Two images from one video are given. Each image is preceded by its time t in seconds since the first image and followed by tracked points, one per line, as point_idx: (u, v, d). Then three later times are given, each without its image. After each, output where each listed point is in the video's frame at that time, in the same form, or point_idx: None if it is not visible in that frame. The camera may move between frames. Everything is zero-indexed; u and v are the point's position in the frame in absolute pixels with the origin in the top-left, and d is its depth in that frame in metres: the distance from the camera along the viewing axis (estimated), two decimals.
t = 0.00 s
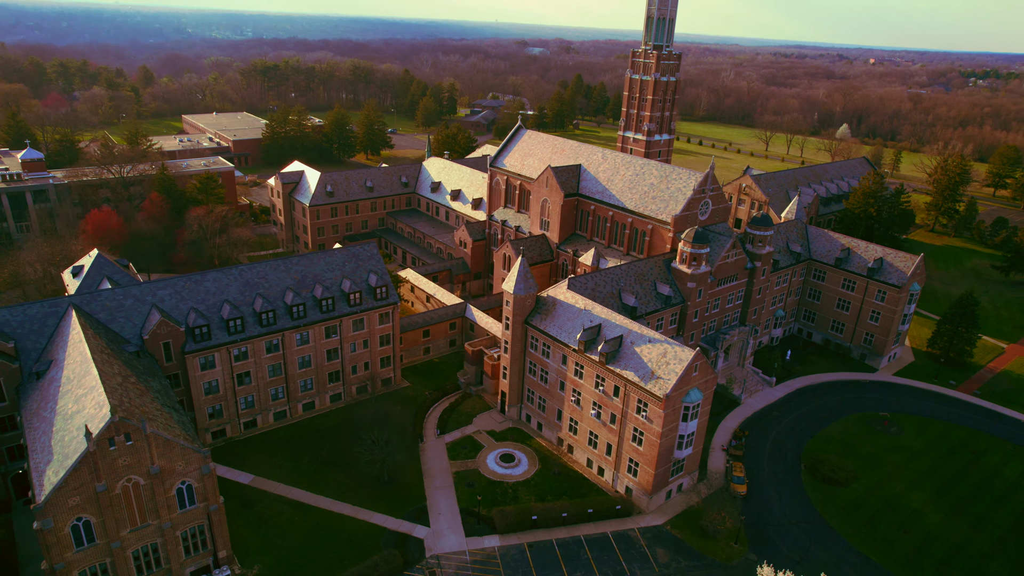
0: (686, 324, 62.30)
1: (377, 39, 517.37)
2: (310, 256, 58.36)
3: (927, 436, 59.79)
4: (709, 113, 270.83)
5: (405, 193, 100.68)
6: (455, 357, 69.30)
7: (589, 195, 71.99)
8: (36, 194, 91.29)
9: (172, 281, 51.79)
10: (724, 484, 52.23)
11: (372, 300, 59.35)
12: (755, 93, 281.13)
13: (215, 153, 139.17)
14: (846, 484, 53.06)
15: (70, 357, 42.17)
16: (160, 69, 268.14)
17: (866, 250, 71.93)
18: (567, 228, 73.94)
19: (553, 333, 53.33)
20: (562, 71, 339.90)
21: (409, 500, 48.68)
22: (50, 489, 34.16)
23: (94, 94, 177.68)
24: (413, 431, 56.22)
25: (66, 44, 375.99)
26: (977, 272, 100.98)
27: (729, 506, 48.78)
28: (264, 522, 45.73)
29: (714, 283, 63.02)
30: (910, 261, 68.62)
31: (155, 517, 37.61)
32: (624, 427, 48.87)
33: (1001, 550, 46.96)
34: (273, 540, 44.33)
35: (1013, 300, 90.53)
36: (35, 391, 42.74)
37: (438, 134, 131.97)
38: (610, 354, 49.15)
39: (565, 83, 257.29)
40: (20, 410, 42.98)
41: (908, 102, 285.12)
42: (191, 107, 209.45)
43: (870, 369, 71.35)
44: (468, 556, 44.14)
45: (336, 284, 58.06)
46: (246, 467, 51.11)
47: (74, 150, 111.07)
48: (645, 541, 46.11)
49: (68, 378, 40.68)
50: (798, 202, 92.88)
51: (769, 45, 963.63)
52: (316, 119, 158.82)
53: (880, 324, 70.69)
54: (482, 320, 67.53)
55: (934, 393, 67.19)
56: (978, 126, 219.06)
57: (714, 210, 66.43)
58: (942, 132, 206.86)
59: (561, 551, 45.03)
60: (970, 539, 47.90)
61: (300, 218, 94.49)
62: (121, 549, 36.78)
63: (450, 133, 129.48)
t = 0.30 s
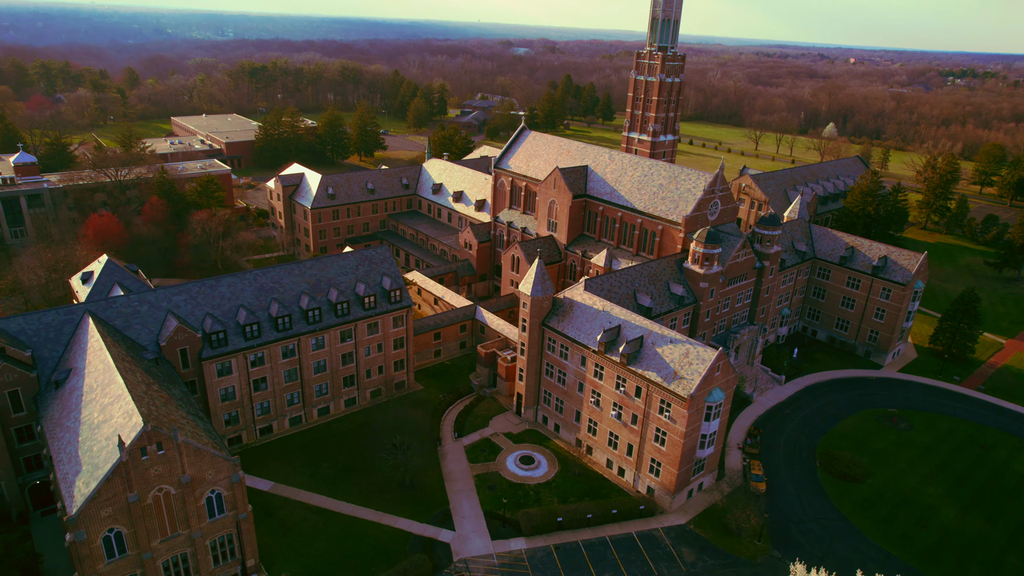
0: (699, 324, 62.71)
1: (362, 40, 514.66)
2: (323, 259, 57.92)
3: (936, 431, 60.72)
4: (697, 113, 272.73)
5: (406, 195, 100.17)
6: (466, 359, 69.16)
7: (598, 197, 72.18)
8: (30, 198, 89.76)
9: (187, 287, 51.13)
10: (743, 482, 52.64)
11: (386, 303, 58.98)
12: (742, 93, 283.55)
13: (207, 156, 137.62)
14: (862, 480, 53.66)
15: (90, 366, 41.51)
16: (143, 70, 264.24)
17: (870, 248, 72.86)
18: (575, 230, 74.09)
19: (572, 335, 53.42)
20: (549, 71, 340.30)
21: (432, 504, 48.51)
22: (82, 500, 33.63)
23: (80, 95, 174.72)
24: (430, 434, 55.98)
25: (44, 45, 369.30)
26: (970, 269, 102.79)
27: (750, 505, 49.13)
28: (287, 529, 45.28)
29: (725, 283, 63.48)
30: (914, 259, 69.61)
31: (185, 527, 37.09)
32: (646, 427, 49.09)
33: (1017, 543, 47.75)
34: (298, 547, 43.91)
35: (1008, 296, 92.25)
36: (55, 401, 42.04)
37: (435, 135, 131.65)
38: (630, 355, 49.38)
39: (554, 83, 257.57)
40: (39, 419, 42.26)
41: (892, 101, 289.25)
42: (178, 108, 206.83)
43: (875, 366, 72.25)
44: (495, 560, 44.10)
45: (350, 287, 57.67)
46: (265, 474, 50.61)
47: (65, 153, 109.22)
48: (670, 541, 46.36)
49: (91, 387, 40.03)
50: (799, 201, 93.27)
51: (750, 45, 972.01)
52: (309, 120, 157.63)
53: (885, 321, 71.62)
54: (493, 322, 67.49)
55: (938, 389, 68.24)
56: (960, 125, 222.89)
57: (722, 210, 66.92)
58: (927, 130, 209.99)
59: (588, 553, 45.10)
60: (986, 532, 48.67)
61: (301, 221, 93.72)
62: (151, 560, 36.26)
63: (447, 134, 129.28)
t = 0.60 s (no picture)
0: (709, 323, 63.17)
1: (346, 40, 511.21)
2: (336, 263, 57.47)
3: (943, 427, 61.66)
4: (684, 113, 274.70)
5: (406, 197, 99.68)
6: (477, 362, 69.04)
7: (605, 198, 72.40)
8: (24, 202, 88.11)
9: (201, 292, 50.47)
10: (760, 480, 53.10)
11: (400, 307, 58.67)
12: (728, 93, 286.15)
13: (199, 158, 135.97)
14: (876, 477, 54.34)
15: (111, 375, 40.82)
16: (126, 71, 260.31)
17: (873, 247, 73.85)
18: (582, 231, 74.30)
19: (589, 336, 53.55)
20: (536, 71, 340.84)
21: (454, 509, 48.35)
22: (114, 513, 33.09)
23: (64, 97, 171.70)
24: (447, 438, 55.78)
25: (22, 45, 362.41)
26: (963, 267, 104.68)
27: (770, 502, 49.56)
28: (311, 537, 44.86)
29: (735, 283, 64.02)
30: (917, 257, 70.64)
31: (215, 537, 36.59)
32: (666, 428, 49.37)
33: None
34: (323, 555, 43.54)
35: (1001, 292, 94.04)
36: (74, 411, 41.28)
37: (430, 137, 131.33)
38: (650, 356, 49.64)
39: (543, 83, 257.82)
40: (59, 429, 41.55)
41: (874, 100, 293.48)
42: (164, 110, 203.95)
43: (878, 363, 73.27)
44: (522, 563, 44.09)
45: (364, 291, 57.28)
46: (284, 481, 50.10)
47: (55, 156, 107.29)
48: (693, 540, 46.65)
49: (115, 396, 39.36)
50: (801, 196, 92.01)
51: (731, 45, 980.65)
52: (301, 122, 156.35)
53: (888, 319, 72.63)
54: (503, 324, 67.45)
55: (941, 385, 69.42)
56: (943, 123, 226.80)
57: (730, 211, 67.45)
58: (911, 129, 213.31)
59: (614, 554, 45.22)
60: (1001, 525, 49.50)
61: (301, 223, 92.95)
62: (182, 571, 35.76)
63: (444, 135, 128.98)
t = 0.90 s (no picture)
0: (719, 322, 63.72)
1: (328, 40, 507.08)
2: (348, 266, 57.04)
3: (947, 421, 62.77)
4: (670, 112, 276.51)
5: (405, 198, 99.19)
6: (486, 363, 68.99)
7: (610, 198, 72.68)
8: (15, 206, 86.23)
9: (215, 297, 49.76)
10: (775, 477, 53.70)
11: (412, 309, 58.39)
12: (713, 91, 288.61)
13: (189, 159, 134.07)
14: (886, 471, 55.18)
15: (132, 382, 40.14)
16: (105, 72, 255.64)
17: (873, 245, 74.96)
18: (588, 231, 74.53)
19: (605, 336, 53.75)
20: (521, 71, 340.93)
21: (476, 511, 48.28)
22: (147, 522, 32.53)
23: (46, 98, 168.22)
24: (463, 440, 55.66)
25: None
26: (953, 263, 106.65)
27: (787, 499, 50.09)
28: (334, 543, 44.52)
29: (742, 282, 64.65)
30: (917, 255, 71.84)
31: (245, 545, 36.13)
32: (685, 427, 49.74)
33: None
34: (348, 561, 43.25)
35: (993, 287, 95.99)
36: (93, 419, 40.54)
37: (424, 137, 130.78)
38: (668, 355, 49.97)
39: (530, 83, 257.87)
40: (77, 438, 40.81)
41: (855, 99, 297.86)
42: (147, 111, 200.71)
43: (880, 359, 74.40)
44: (547, 564, 44.17)
45: (376, 294, 56.91)
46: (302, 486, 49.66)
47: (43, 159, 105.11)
48: (714, 537, 47.05)
49: (137, 404, 38.71)
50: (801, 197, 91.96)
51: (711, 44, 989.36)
52: (291, 122, 154.86)
53: (889, 315, 73.78)
54: (512, 325, 67.45)
55: (942, 379, 70.62)
56: (924, 122, 230.72)
57: (736, 210, 68.08)
58: (893, 127, 216.74)
59: (637, 553, 45.44)
60: (1010, 517, 50.50)
61: (300, 225, 92.06)
62: None
63: (438, 136, 128.54)
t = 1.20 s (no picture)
0: (727, 321, 64.32)
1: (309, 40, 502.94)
2: (360, 269, 56.62)
3: (951, 415, 63.92)
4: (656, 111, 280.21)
5: (404, 199, 98.78)
6: (495, 364, 68.95)
7: (616, 199, 72.97)
8: (7, 210, 84.57)
9: (230, 302, 49.08)
10: (789, 473, 54.31)
11: (425, 312, 58.13)
12: (698, 91, 291.18)
13: (179, 162, 132.34)
14: (897, 466, 56.05)
15: (155, 390, 39.51)
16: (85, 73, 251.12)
17: (873, 243, 76.11)
18: (593, 231, 74.79)
19: (620, 337, 53.97)
20: (507, 71, 341.18)
21: (497, 514, 48.24)
22: (181, 533, 32.03)
23: (27, 100, 164.86)
24: (479, 443, 55.55)
25: None
26: (944, 259, 108.71)
27: (803, 495, 50.69)
28: (357, 548, 44.22)
29: (750, 280, 65.30)
30: (917, 252, 73.09)
31: (277, 553, 35.73)
32: (703, 425, 50.16)
33: None
34: (373, 566, 42.99)
35: (984, 283, 97.99)
36: (114, 429, 39.83)
37: (418, 138, 130.29)
38: (686, 355, 50.34)
39: (517, 83, 258.00)
40: (98, 448, 40.14)
41: (837, 97, 302.02)
42: (131, 112, 197.62)
43: (881, 355, 75.56)
44: (573, 565, 44.28)
45: (390, 296, 56.57)
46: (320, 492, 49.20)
47: (32, 162, 103.12)
48: (735, 535, 47.47)
49: (162, 412, 38.09)
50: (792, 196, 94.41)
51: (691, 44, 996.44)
52: (281, 123, 153.52)
53: (890, 312, 74.95)
54: (521, 326, 67.52)
55: (942, 374, 71.87)
56: (905, 120, 234.77)
57: (741, 210, 68.73)
58: (876, 125, 220.15)
59: (661, 552, 45.70)
60: (1020, 509, 51.52)
61: (299, 228, 91.25)
62: None
63: (433, 137, 128.32)
